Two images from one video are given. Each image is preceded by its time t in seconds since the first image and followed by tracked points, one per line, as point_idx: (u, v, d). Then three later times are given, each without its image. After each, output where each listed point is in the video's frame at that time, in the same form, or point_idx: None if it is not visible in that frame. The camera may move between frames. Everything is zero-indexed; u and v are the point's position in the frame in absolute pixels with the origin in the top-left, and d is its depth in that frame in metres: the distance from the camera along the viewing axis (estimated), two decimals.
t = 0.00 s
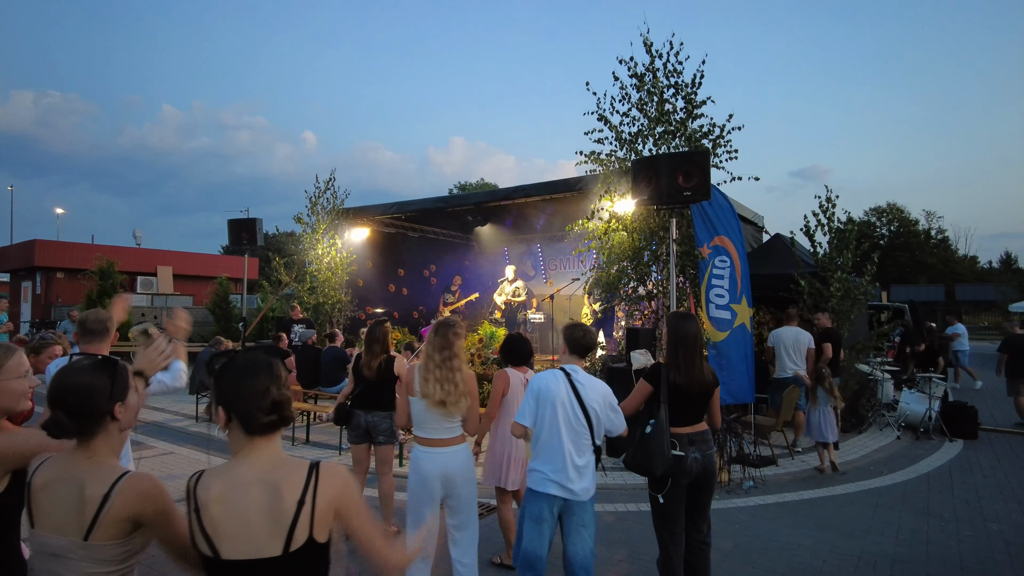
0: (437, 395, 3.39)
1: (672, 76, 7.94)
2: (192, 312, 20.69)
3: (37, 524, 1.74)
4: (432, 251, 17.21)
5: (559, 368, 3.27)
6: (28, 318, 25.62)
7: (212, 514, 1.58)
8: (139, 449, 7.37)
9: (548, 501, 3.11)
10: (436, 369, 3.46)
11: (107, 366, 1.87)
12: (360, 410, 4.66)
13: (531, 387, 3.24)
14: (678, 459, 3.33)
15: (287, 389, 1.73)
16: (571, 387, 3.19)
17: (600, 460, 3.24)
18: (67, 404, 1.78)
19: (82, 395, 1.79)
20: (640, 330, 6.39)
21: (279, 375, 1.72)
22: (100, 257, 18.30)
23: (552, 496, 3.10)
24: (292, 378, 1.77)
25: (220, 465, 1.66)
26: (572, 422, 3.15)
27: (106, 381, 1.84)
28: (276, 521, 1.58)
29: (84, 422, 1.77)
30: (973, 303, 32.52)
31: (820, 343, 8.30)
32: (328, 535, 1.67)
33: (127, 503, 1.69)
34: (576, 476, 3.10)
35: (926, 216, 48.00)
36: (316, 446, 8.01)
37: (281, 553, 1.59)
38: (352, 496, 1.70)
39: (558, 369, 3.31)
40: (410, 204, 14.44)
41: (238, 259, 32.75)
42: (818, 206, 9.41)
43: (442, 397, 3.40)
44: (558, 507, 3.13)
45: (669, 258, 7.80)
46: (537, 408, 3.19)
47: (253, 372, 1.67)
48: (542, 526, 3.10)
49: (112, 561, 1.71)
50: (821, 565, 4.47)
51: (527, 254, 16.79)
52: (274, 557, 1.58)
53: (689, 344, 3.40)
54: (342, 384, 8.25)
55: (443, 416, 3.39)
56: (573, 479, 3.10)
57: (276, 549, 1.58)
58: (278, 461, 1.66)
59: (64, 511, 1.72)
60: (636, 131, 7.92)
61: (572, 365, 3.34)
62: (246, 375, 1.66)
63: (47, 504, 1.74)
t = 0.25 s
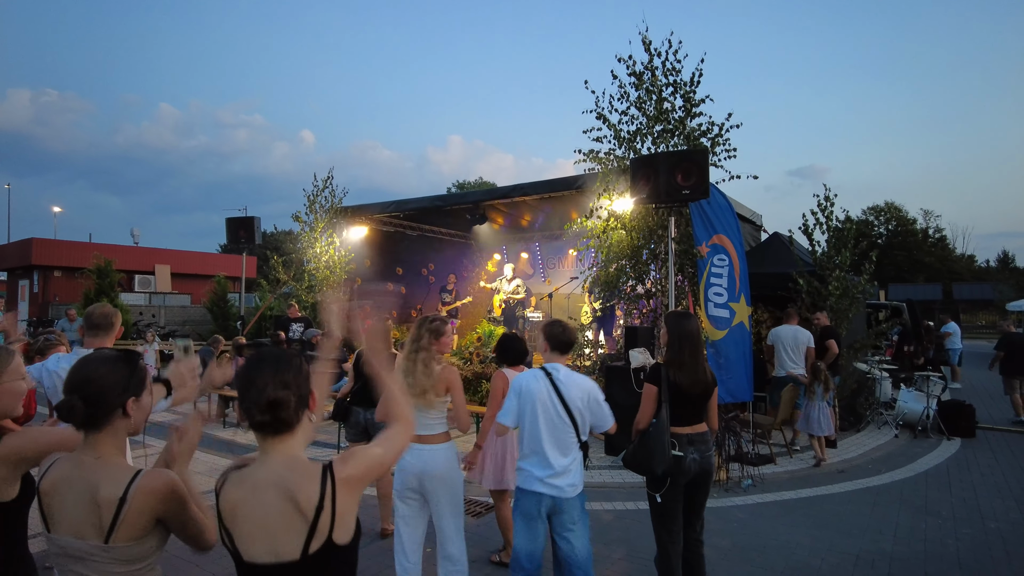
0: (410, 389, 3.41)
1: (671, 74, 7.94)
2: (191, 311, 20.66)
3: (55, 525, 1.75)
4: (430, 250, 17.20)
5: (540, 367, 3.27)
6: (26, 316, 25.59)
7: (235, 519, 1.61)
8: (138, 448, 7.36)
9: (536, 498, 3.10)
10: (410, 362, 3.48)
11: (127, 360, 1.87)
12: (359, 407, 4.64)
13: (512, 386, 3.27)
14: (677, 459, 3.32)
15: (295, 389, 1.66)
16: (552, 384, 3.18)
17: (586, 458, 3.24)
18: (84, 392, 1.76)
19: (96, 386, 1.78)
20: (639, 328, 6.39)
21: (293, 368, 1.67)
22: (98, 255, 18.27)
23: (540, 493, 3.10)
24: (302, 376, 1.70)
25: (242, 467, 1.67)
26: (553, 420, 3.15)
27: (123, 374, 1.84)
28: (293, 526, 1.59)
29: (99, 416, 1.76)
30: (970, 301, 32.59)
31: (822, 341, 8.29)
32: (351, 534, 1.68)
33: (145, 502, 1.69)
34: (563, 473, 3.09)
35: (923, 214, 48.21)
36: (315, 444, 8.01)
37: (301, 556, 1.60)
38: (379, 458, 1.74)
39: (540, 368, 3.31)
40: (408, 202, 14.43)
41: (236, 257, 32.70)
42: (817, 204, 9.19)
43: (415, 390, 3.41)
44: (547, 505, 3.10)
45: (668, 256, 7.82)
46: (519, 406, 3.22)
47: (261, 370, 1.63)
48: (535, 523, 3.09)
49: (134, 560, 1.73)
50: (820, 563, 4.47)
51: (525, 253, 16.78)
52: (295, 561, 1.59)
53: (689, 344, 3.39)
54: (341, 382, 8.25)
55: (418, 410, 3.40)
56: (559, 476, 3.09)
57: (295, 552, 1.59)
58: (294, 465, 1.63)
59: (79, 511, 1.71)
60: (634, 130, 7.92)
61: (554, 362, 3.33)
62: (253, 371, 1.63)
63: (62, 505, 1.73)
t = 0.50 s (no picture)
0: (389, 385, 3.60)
1: (670, 72, 7.92)
2: (189, 309, 20.62)
3: (65, 526, 1.74)
4: (428, 247, 17.18)
5: (525, 363, 3.26)
6: (23, 314, 25.53)
7: (248, 533, 1.57)
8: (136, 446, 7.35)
9: (525, 493, 3.12)
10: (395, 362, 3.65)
11: (133, 359, 1.85)
12: (359, 403, 4.65)
13: (496, 379, 3.26)
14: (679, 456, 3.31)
15: (310, 395, 1.65)
16: (536, 379, 3.18)
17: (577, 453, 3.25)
18: (94, 394, 1.75)
19: (107, 387, 1.76)
20: (637, 327, 6.39)
21: (308, 377, 1.65)
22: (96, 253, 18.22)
23: (529, 489, 3.11)
24: (316, 384, 1.67)
25: (254, 479, 1.64)
26: (538, 415, 3.15)
27: (133, 373, 1.83)
28: (307, 538, 1.56)
29: (113, 415, 1.76)
30: (968, 299, 32.66)
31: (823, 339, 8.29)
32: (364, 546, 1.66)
33: (159, 499, 1.70)
34: (549, 467, 3.10)
35: (921, 212, 48.32)
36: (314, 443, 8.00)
37: (318, 568, 1.57)
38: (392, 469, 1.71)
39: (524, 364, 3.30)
40: (406, 200, 14.41)
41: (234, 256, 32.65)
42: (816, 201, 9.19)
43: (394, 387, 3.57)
44: (537, 499, 3.12)
45: (666, 255, 7.82)
46: (503, 401, 3.22)
47: (276, 379, 1.61)
48: (525, 520, 3.09)
49: (146, 560, 1.72)
50: (819, 561, 4.48)
51: (524, 251, 16.76)
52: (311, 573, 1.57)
53: (688, 339, 3.40)
54: (339, 380, 8.24)
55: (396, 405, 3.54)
56: (546, 470, 3.10)
57: (312, 562, 1.57)
58: (309, 475, 1.62)
59: (90, 512, 1.70)
60: (633, 128, 7.90)
61: (540, 357, 3.32)
62: (262, 380, 1.62)
63: (73, 506, 1.72)
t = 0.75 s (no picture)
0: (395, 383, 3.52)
1: (668, 71, 7.93)
2: (187, 308, 20.59)
3: (60, 525, 1.72)
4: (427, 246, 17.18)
5: (517, 364, 3.28)
6: (21, 313, 25.50)
7: (241, 525, 1.56)
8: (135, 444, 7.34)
9: (525, 494, 3.08)
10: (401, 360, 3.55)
11: (136, 356, 1.87)
12: (358, 401, 4.64)
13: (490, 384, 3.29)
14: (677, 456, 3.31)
15: (309, 392, 1.70)
16: (529, 379, 3.19)
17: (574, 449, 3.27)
18: (98, 391, 1.76)
19: (111, 383, 1.78)
20: (636, 325, 6.39)
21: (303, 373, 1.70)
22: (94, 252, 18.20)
23: (528, 489, 3.08)
24: (311, 379, 1.72)
25: (246, 473, 1.63)
26: (532, 415, 3.15)
27: (136, 371, 1.84)
28: (302, 528, 1.56)
29: (114, 412, 1.76)
30: (966, 298, 32.74)
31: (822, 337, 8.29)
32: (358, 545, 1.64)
33: (157, 499, 1.69)
34: (547, 466, 3.09)
35: (919, 210, 48.37)
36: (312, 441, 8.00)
37: (311, 563, 1.56)
38: (382, 516, 1.66)
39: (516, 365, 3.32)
40: (405, 198, 14.41)
41: (232, 254, 32.63)
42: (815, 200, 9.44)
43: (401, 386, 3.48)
44: (536, 501, 3.10)
45: (665, 253, 7.82)
46: (497, 402, 3.25)
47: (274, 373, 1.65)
48: (521, 519, 3.06)
49: (142, 560, 1.70)
50: (817, 559, 4.48)
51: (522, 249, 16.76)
52: (304, 566, 1.55)
53: (686, 340, 3.40)
54: (337, 378, 8.24)
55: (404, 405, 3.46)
56: (544, 469, 3.09)
57: (306, 560, 1.56)
58: (309, 470, 1.62)
59: (89, 510, 1.69)
60: (632, 126, 7.91)
61: (530, 356, 3.33)
62: (260, 372, 1.66)
63: (70, 504, 1.70)
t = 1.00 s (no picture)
0: (417, 384, 3.36)
1: (668, 69, 7.92)
2: (186, 306, 20.55)
3: (49, 527, 1.72)
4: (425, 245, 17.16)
5: (516, 362, 3.26)
6: (19, 312, 25.46)
7: (214, 508, 1.57)
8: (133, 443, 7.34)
9: (530, 490, 3.08)
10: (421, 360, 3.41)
11: (124, 356, 1.86)
12: (357, 399, 4.64)
13: (488, 380, 3.25)
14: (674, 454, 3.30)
15: (283, 383, 1.69)
16: (530, 376, 3.18)
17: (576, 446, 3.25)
18: (81, 390, 1.75)
19: (95, 383, 1.76)
20: (634, 323, 6.39)
21: (275, 364, 1.69)
22: (92, 250, 18.17)
23: (534, 485, 3.09)
24: (283, 369, 1.71)
25: (222, 457, 1.65)
26: (535, 412, 3.15)
27: (122, 370, 1.83)
28: (273, 512, 1.56)
29: (99, 411, 1.75)
30: (964, 296, 32.77)
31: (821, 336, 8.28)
32: (328, 529, 1.64)
33: (142, 500, 1.68)
34: (549, 459, 3.11)
35: (918, 209, 48.41)
36: (311, 440, 7.99)
37: (282, 545, 1.56)
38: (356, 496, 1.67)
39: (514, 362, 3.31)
40: (404, 197, 14.39)
41: (230, 253, 32.59)
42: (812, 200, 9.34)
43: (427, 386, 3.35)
44: (541, 496, 3.11)
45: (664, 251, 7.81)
46: (496, 399, 3.22)
47: (247, 364, 1.65)
48: (528, 518, 3.07)
49: (129, 562, 1.71)
50: (815, 557, 4.48)
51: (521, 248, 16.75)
52: (273, 549, 1.56)
53: (682, 338, 3.41)
54: (336, 377, 8.23)
55: (432, 406, 3.35)
56: (547, 462, 3.10)
57: (276, 542, 1.56)
58: (282, 454, 1.63)
59: (74, 511, 1.69)
60: (631, 124, 7.90)
61: (528, 355, 3.31)
62: (231, 367, 1.64)
63: (57, 506, 1.70)
